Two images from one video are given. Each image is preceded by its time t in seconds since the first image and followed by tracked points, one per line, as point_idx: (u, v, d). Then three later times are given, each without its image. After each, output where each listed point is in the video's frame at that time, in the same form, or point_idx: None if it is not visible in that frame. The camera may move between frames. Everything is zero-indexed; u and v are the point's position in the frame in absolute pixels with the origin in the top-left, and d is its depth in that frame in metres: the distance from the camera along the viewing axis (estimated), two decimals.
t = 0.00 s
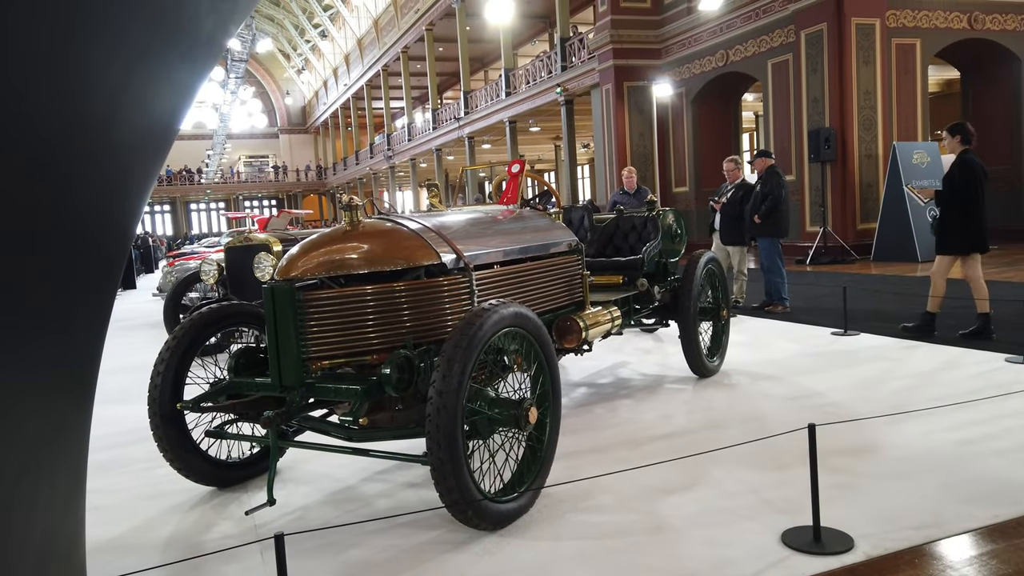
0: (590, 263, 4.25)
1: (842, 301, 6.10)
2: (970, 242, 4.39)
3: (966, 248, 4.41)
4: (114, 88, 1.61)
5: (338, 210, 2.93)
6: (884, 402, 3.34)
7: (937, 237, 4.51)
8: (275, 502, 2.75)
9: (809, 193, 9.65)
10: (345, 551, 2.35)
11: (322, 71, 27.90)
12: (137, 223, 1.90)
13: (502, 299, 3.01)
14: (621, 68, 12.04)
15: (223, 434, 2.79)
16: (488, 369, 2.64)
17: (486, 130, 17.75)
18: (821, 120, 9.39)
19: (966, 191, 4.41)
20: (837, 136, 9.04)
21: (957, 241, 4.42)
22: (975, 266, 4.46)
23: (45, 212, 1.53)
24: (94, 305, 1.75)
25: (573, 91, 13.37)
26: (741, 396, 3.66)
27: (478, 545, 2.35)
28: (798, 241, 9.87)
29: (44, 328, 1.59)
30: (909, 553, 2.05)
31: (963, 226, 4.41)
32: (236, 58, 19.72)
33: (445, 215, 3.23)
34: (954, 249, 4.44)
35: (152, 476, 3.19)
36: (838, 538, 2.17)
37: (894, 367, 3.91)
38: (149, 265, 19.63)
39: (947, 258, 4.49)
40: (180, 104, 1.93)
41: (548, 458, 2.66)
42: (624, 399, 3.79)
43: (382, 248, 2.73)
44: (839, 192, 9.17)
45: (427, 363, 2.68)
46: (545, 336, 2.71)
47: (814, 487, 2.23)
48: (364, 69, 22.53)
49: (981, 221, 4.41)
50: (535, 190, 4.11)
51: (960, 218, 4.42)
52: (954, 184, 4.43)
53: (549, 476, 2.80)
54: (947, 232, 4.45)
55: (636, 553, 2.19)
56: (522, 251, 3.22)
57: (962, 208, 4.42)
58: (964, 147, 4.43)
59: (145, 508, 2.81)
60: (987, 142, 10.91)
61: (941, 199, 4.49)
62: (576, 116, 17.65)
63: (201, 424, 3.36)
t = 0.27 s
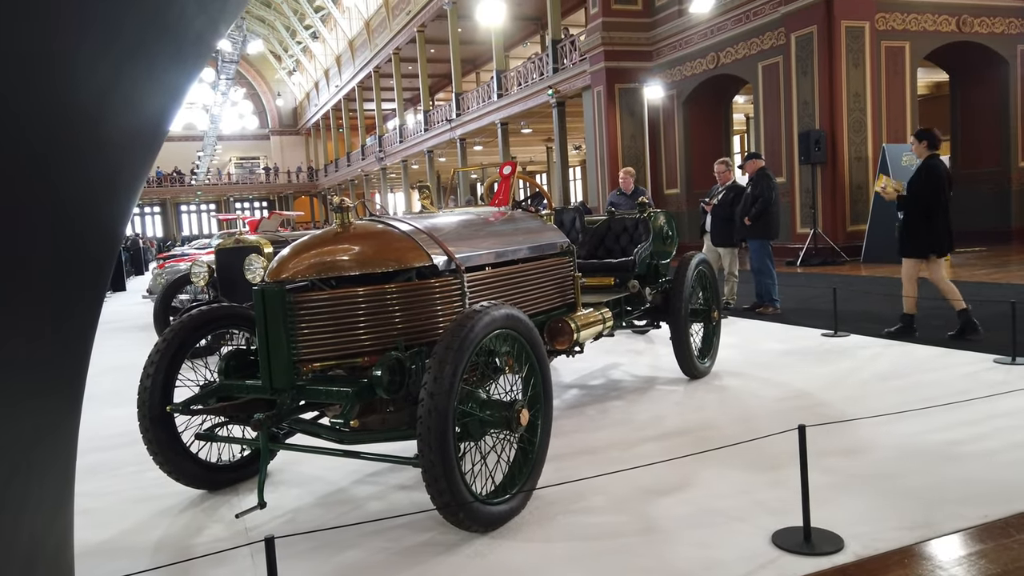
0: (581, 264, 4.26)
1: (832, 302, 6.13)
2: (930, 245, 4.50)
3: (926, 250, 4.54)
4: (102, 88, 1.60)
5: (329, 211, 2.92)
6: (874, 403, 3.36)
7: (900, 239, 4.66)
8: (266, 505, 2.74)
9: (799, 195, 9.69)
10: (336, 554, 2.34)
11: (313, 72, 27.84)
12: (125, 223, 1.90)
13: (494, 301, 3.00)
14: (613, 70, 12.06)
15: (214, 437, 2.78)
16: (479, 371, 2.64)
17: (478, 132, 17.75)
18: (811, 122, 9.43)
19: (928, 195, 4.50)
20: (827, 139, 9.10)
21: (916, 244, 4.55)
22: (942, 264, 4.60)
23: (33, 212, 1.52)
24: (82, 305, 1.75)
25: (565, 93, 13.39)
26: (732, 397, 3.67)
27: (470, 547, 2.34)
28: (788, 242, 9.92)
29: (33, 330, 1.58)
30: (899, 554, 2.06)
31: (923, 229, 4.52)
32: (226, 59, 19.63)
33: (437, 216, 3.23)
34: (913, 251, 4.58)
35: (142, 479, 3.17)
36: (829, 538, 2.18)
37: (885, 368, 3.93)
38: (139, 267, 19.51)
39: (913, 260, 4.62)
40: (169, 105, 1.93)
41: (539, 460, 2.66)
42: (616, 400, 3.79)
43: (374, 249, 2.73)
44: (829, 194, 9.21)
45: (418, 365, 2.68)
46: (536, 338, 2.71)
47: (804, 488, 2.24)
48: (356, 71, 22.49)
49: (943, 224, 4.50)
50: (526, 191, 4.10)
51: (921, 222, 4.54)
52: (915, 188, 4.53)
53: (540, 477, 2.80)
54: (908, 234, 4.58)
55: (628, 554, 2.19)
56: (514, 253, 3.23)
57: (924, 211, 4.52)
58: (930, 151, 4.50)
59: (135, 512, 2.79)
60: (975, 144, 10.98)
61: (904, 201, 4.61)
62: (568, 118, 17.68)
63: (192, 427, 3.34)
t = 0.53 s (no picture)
0: (572, 266, 4.26)
1: (822, 304, 6.16)
2: (894, 246, 4.64)
3: (889, 251, 4.67)
4: (90, 90, 1.60)
5: (319, 213, 2.92)
6: (863, 404, 3.38)
7: (869, 240, 4.81)
8: (255, 509, 2.73)
9: (789, 198, 9.73)
10: (327, 557, 2.33)
11: (304, 74, 27.78)
12: (113, 224, 1.89)
13: (484, 303, 3.01)
14: (603, 72, 12.09)
15: (203, 440, 2.76)
16: (470, 374, 2.64)
17: (469, 134, 17.75)
18: (800, 124, 9.48)
19: (895, 198, 4.64)
20: (817, 141, 9.16)
21: (881, 244, 4.69)
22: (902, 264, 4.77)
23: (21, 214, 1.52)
24: (70, 306, 1.75)
25: (556, 95, 13.41)
26: (722, 398, 3.68)
27: (461, 549, 2.34)
28: (778, 244, 9.96)
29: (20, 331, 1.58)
30: (888, 554, 2.07)
31: (888, 230, 4.66)
32: (217, 61, 19.56)
33: (428, 218, 3.23)
34: (879, 252, 4.72)
35: (130, 483, 3.15)
36: (819, 539, 2.19)
37: (874, 370, 3.96)
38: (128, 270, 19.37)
39: (884, 262, 4.74)
40: (157, 106, 1.92)
41: (530, 461, 2.66)
42: (606, 402, 3.80)
43: (364, 251, 2.72)
44: (818, 196, 9.26)
45: (409, 367, 2.67)
46: (527, 340, 2.71)
47: (794, 489, 2.24)
48: (347, 73, 22.46)
49: (907, 227, 4.62)
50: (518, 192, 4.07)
51: (885, 223, 4.68)
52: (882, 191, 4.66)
53: (531, 479, 2.80)
54: (874, 234, 4.73)
55: (619, 556, 2.19)
56: (505, 255, 3.23)
57: (890, 213, 4.66)
58: (900, 154, 4.65)
59: (123, 516, 2.77)
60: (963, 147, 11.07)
61: (873, 203, 4.76)
62: (559, 120, 17.71)
63: (181, 430, 3.33)
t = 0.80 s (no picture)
0: (564, 268, 4.27)
1: (812, 306, 6.19)
2: (873, 248, 4.69)
3: (871, 252, 4.71)
4: (78, 89, 1.59)
5: (311, 215, 2.91)
6: (853, 406, 3.40)
7: (850, 243, 4.85)
8: (247, 512, 2.72)
9: (780, 200, 9.78)
10: (318, 559, 2.33)
11: (296, 76, 27.72)
12: (102, 227, 1.88)
13: (476, 304, 3.01)
14: (595, 75, 12.12)
15: (194, 442, 2.75)
16: (462, 376, 2.64)
17: (461, 136, 17.75)
18: (791, 127, 9.52)
19: (873, 199, 4.70)
20: (807, 144, 9.19)
21: (860, 247, 4.74)
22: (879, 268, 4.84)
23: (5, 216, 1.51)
24: (60, 309, 1.74)
25: (548, 97, 13.43)
26: (713, 400, 3.69)
27: (453, 552, 2.34)
28: (769, 246, 10.00)
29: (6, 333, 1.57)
30: (878, 555, 2.09)
31: (866, 233, 4.72)
32: (208, 63, 19.49)
33: (420, 220, 3.22)
34: (861, 254, 4.76)
35: (120, 486, 3.13)
36: (809, 540, 2.20)
37: (864, 371, 3.98)
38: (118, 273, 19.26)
39: (865, 264, 4.78)
40: (148, 107, 1.91)
41: (522, 463, 2.66)
42: (598, 404, 3.80)
43: (356, 253, 2.72)
44: (809, 199, 9.30)
45: (400, 370, 2.67)
46: (518, 341, 2.70)
47: (785, 490, 2.25)
48: (339, 75, 22.42)
49: (887, 228, 4.66)
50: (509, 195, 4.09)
51: (866, 225, 4.73)
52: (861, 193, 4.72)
53: (523, 481, 2.80)
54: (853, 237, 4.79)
55: (609, 557, 2.20)
56: (497, 257, 3.23)
57: (868, 215, 4.72)
58: (874, 159, 4.69)
59: (113, 520, 2.76)
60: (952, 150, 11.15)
61: (851, 207, 4.82)
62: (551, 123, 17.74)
63: (172, 433, 3.31)
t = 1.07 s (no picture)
0: (558, 271, 4.27)
1: (805, 308, 6.21)
2: (857, 251, 4.72)
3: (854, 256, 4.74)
4: (72, 91, 1.58)
5: (304, 218, 2.90)
6: (846, 408, 3.41)
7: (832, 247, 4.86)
8: (239, 515, 2.71)
9: (772, 203, 9.81)
10: (311, 564, 2.32)
11: (289, 78, 27.65)
12: (95, 230, 1.87)
13: (470, 307, 3.00)
14: (588, 78, 12.15)
15: (186, 446, 2.74)
16: (455, 379, 2.63)
17: (455, 139, 17.74)
18: (783, 130, 9.56)
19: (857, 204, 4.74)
20: (800, 147, 9.22)
21: (845, 250, 4.76)
22: (862, 268, 4.88)
23: None
24: (53, 313, 1.73)
25: (542, 100, 13.45)
26: (707, 402, 3.70)
27: (447, 555, 2.33)
28: (762, 249, 10.03)
29: None
30: (871, 556, 2.09)
31: (848, 237, 4.75)
32: (201, 65, 19.42)
33: (414, 223, 3.22)
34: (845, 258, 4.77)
35: (112, 490, 3.11)
36: (802, 542, 2.21)
37: (856, 373, 4.00)
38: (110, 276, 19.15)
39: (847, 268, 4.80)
40: (140, 110, 1.90)
41: (516, 466, 2.66)
42: (592, 407, 3.81)
43: (349, 256, 2.72)
44: (801, 201, 9.34)
45: (394, 373, 2.66)
46: (512, 344, 2.70)
47: (778, 492, 2.26)
48: (332, 77, 22.39)
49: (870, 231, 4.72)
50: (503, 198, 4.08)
51: (850, 228, 4.75)
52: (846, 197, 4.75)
53: (517, 484, 2.80)
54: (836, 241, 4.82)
55: (603, 560, 2.20)
56: (490, 260, 3.23)
57: (852, 220, 4.75)
58: (853, 164, 4.74)
59: (105, 524, 2.74)
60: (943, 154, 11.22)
61: (834, 211, 4.83)
62: (544, 125, 17.76)
63: (164, 437, 3.30)
